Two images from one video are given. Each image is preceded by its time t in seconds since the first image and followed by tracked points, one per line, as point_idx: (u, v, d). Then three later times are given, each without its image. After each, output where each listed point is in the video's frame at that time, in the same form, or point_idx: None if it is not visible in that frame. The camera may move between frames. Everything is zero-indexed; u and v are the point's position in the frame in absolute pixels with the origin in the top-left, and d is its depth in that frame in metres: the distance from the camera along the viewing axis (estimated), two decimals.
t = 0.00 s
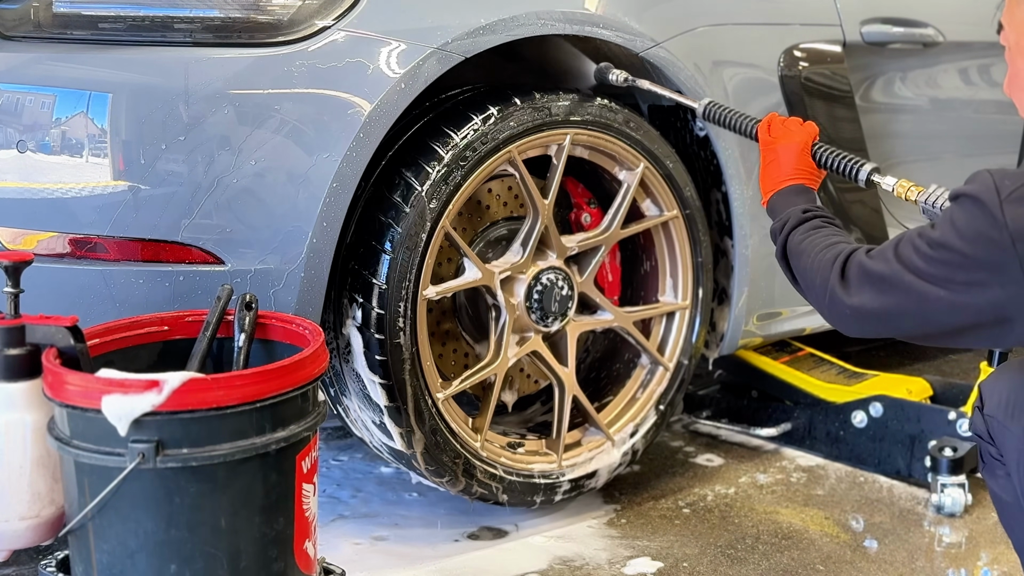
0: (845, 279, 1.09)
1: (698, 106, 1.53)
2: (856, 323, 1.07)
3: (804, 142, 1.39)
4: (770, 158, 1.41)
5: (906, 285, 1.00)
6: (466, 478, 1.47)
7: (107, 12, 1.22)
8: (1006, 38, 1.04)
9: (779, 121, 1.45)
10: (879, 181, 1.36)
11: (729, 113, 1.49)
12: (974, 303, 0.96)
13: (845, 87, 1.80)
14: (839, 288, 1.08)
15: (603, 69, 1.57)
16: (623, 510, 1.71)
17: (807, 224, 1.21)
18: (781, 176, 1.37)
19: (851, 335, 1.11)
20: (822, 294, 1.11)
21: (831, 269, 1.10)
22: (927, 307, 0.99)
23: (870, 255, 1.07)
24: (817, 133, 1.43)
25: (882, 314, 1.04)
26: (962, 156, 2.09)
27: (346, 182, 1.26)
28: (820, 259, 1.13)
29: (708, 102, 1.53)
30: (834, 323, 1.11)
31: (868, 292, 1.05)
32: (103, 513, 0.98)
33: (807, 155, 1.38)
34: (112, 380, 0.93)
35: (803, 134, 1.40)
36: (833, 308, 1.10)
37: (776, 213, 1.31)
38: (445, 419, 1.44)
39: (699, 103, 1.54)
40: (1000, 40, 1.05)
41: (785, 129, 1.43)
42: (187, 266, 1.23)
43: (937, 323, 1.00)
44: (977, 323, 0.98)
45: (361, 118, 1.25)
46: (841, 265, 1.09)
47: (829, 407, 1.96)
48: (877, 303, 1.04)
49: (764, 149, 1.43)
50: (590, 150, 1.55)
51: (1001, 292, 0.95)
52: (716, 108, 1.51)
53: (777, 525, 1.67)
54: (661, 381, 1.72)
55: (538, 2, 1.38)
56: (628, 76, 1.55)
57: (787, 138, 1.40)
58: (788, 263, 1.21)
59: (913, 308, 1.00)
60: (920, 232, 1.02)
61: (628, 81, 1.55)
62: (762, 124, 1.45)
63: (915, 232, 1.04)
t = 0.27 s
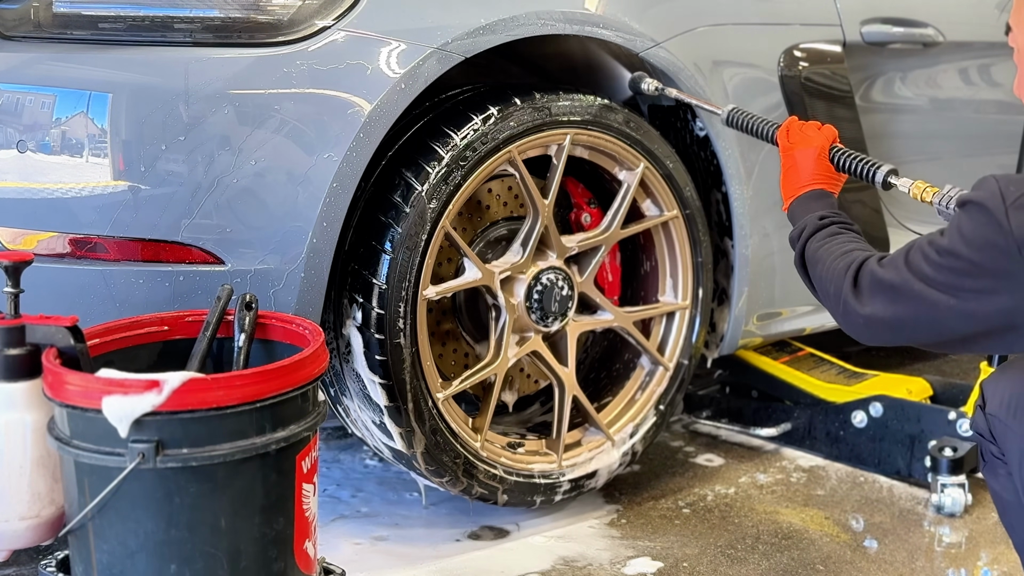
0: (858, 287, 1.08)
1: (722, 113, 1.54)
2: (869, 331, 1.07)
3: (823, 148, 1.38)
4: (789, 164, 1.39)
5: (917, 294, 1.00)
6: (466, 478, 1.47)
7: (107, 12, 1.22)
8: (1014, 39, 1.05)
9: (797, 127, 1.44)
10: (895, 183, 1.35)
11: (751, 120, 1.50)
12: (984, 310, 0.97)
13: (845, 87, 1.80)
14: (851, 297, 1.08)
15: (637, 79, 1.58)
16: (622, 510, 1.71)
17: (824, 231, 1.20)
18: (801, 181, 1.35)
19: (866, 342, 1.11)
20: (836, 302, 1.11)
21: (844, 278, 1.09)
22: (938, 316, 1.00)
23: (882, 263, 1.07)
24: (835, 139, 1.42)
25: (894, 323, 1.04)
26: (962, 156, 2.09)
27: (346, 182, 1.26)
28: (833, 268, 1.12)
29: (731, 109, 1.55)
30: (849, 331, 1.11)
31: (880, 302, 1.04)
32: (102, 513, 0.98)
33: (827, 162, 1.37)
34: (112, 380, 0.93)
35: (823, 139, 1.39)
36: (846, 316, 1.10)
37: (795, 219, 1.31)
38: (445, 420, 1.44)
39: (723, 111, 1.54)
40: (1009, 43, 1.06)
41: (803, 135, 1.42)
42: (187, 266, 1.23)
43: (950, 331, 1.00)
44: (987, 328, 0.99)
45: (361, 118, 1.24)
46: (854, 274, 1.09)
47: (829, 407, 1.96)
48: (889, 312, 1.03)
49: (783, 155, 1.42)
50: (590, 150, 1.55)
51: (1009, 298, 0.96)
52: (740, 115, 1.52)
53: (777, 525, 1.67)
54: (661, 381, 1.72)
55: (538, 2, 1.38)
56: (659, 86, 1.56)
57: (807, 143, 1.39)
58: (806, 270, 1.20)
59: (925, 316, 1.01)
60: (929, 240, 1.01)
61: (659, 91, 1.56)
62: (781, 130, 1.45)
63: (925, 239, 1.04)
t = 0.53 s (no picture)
0: (871, 294, 1.08)
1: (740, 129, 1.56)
2: (882, 338, 1.07)
3: (838, 160, 1.38)
4: (803, 176, 1.39)
5: (930, 300, 1.00)
6: (466, 478, 1.47)
7: (107, 12, 1.22)
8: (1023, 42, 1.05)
9: (811, 139, 1.44)
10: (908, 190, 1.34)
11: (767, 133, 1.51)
12: (996, 315, 0.97)
13: (845, 87, 1.80)
14: (864, 304, 1.08)
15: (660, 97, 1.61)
16: (622, 510, 1.71)
17: (839, 240, 1.19)
18: (817, 193, 1.36)
19: (879, 349, 1.11)
20: (849, 310, 1.11)
21: (857, 285, 1.09)
22: (951, 322, 0.99)
23: (894, 270, 1.07)
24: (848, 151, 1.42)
25: (907, 330, 1.04)
26: (962, 155, 2.09)
27: (346, 182, 1.26)
28: (847, 276, 1.12)
29: (748, 125, 1.56)
30: (862, 338, 1.11)
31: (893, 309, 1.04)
32: (102, 513, 0.98)
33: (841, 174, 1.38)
34: (112, 381, 0.93)
35: (837, 151, 1.39)
36: (859, 323, 1.09)
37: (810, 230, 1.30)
38: (445, 420, 1.44)
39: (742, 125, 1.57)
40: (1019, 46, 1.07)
41: (818, 146, 1.42)
42: (187, 266, 1.23)
43: (963, 337, 1.00)
44: (1000, 333, 0.99)
45: (361, 118, 1.25)
46: (867, 281, 1.08)
47: (829, 407, 1.96)
48: (903, 319, 1.03)
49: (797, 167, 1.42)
50: (590, 150, 1.55)
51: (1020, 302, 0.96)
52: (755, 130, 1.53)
53: (777, 525, 1.67)
54: (661, 381, 1.72)
55: (538, 2, 1.38)
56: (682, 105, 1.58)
57: (821, 155, 1.39)
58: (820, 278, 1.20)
59: (938, 322, 1.00)
60: (941, 246, 1.01)
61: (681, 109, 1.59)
62: (796, 144, 1.45)
63: (936, 245, 1.03)
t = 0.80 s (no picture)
0: (871, 297, 1.08)
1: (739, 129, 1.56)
2: (883, 340, 1.07)
3: (837, 162, 1.38)
4: (801, 178, 1.39)
5: (931, 304, 1.00)
6: (466, 478, 1.47)
7: (107, 12, 1.22)
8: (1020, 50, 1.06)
9: (809, 141, 1.44)
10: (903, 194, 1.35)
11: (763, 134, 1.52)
12: (996, 318, 0.97)
13: (845, 87, 1.80)
14: (865, 307, 1.08)
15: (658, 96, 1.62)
16: (622, 510, 1.71)
17: (838, 241, 1.20)
18: (814, 195, 1.36)
19: (880, 351, 1.11)
20: (849, 312, 1.11)
21: (857, 288, 1.09)
22: (951, 325, 0.99)
23: (894, 272, 1.07)
24: (846, 152, 1.42)
25: (908, 332, 1.04)
26: (962, 155, 2.09)
27: (346, 182, 1.26)
28: (846, 278, 1.12)
29: (746, 126, 1.56)
30: (863, 340, 1.11)
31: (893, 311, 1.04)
32: (102, 513, 0.98)
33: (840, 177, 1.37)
34: (112, 381, 0.93)
35: (836, 154, 1.39)
36: (860, 325, 1.09)
37: (808, 233, 1.31)
38: (445, 420, 1.44)
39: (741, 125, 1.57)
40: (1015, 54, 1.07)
41: (816, 148, 1.41)
42: (187, 266, 1.23)
43: (963, 339, 1.00)
44: (1000, 336, 0.99)
45: (361, 117, 1.24)
46: (867, 283, 1.08)
47: (829, 407, 1.96)
48: (904, 322, 1.03)
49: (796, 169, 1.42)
50: (590, 150, 1.55)
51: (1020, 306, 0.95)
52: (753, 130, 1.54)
53: (777, 525, 1.67)
54: (661, 381, 1.72)
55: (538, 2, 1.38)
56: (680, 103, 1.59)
57: (819, 157, 1.39)
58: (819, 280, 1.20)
59: (938, 325, 1.00)
60: (941, 248, 1.01)
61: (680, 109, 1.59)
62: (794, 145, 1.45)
63: (936, 247, 1.03)
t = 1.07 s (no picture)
0: (862, 301, 1.07)
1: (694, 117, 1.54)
2: (875, 345, 1.07)
3: (805, 152, 1.37)
4: (770, 170, 1.39)
5: (924, 307, 1.00)
6: (466, 478, 1.47)
7: (107, 12, 1.22)
8: (1015, 55, 1.06)
9: (775, 129, 1.42)
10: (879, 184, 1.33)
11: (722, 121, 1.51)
12: (993, 321, 0.97)
13: (845, 87, 1.80)
14: (856, 311, 1.07)
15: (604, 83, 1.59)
16: (622, 510, 1.71)
17: (817, 240, 1.19)
18: (784, 187, 1.36)
19: (870, 355, 1.10)
20: (840, 316, 1.10)
21: (847, 292, 1.09)
22: (946, 328, 0.99)
23: (885, 276, 1.06)
24: (814, 141, 1.40)
25: (899, 336, 1.03)
26: (962, 155, 2.09)
27: (346, 182, 1.26)
28: (833, 281, 1.11)
29: (706, 112, 1.55)
30: (854, 344, 1.10)
31: (886, 316, 1.04)
32: (103, 513, 0.98)
33: (809, 166, 1.37)
34: (112, 381, 0.93)
35: (803, 144, 1.37)
36: (852, 330, 1.09)
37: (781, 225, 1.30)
38: (445, 420, 1.44)
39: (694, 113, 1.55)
40: (1011, 58, 1.08)
41: (783, 138, 1.40)
42: (187, 266, 1.23)
43: (958, 343, 1.00)
44: (996, 339, 0.99)
45: (361, 117, 1.25)
46: (857, 288, 1.08)
47: (829, 407, 1.96)
48: (894, 326, 1.03)
49: (764, 160, 1.42)
50: (590, 150, 1.55)
51: (1018, 309, 0.95)
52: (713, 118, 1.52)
53: (777, 525, 1.67)
54: (661, 381, 1.72)
55: (538, 2, 1.38)
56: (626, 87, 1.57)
57: (786, 148, 1.38)
58: (802, 282, 1.20)
59: (933, 329, 1.00)
60: (935, 250, 1.01)
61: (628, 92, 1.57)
62: (759, 134, 1.43)
63: (929, 250, 1.03)
